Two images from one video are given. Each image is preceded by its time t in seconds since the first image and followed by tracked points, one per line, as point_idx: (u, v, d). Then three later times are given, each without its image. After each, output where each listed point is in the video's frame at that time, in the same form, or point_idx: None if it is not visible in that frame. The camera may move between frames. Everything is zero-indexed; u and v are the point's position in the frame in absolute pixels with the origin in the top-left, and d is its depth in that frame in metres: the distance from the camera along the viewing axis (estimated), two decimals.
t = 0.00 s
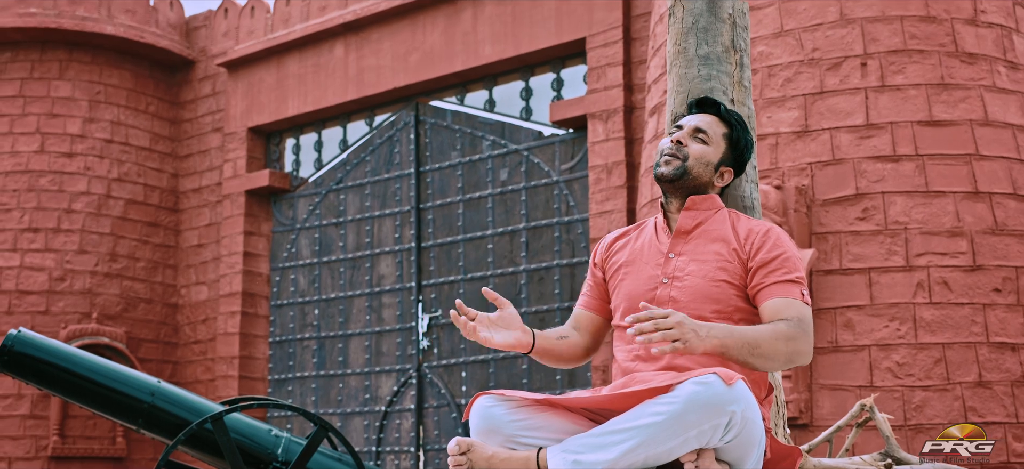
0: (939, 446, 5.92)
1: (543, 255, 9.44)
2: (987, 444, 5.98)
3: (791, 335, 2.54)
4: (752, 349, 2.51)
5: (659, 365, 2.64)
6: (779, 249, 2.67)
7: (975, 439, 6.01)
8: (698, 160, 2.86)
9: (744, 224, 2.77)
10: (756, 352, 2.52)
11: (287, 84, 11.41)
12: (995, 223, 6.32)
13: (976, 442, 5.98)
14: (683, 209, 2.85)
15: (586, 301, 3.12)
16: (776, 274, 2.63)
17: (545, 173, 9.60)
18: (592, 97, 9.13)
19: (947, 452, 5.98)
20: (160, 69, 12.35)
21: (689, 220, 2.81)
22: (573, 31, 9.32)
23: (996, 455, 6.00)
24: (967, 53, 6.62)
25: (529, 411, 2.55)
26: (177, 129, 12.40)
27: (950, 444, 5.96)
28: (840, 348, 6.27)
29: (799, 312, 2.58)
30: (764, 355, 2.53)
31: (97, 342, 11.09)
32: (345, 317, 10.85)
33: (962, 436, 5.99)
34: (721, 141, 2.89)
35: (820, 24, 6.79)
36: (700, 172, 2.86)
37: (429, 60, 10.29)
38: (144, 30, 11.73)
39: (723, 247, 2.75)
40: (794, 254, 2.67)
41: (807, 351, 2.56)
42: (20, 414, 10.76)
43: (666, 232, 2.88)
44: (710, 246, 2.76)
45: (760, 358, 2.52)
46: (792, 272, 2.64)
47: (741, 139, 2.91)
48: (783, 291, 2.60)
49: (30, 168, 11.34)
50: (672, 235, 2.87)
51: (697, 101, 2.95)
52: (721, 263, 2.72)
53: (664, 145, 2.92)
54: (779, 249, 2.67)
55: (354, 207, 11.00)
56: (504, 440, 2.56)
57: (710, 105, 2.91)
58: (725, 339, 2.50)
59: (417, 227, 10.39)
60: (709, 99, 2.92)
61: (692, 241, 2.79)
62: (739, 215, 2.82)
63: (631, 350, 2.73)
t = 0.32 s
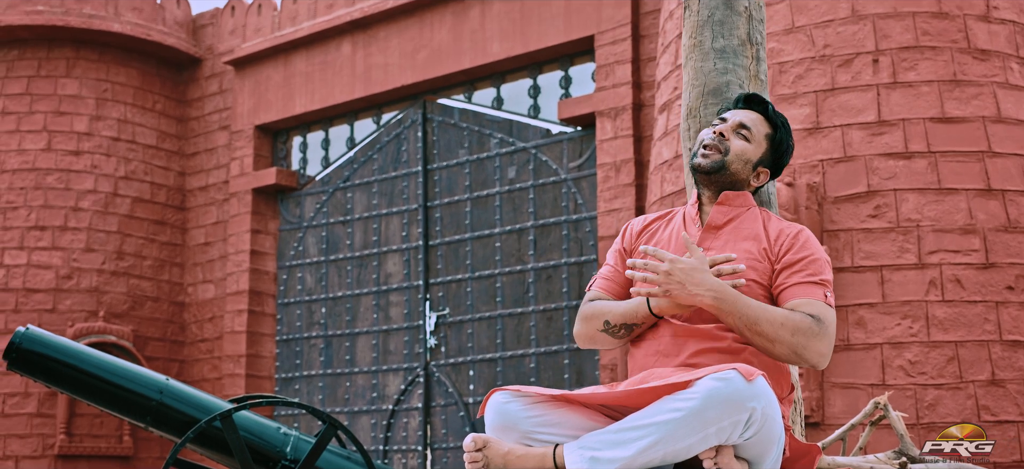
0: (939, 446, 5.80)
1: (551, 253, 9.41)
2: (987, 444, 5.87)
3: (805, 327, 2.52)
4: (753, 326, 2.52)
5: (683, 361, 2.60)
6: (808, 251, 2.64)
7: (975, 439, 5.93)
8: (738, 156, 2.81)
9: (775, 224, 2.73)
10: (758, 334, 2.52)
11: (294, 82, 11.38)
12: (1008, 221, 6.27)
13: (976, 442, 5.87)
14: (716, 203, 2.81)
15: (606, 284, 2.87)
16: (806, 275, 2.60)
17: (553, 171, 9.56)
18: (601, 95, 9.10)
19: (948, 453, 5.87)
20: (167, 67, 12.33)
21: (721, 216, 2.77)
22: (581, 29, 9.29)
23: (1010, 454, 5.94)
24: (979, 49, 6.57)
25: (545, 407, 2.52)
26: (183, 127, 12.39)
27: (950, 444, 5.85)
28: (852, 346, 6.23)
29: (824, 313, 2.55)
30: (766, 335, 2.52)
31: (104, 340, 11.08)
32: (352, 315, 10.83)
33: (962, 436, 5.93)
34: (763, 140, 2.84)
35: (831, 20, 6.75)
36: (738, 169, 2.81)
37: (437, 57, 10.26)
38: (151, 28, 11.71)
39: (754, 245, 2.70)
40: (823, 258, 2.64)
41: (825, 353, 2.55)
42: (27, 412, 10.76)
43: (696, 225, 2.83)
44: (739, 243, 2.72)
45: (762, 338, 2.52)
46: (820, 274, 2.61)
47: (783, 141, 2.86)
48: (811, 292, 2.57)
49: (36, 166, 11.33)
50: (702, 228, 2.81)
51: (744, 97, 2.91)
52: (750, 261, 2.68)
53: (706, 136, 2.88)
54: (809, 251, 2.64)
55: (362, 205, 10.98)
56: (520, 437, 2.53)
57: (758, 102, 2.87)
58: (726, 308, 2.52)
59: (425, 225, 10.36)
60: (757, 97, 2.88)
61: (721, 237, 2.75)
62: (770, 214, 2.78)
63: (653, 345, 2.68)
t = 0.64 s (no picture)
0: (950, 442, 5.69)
1: (558, 253, 9.39)
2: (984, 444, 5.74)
3: (825, 325, 2.50)
4: (771, 320, 2.51)
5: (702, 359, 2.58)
6: (832, 251, 2.62)
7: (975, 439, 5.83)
8: (769, 156, 2.79)
9: (799, 223, 2.71)
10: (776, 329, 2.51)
11: (300, 81, 11.37)
12: (1020, 220, 6.23)
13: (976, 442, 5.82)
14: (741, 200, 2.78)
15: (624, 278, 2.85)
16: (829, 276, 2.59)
17: (560, 170, 9.55)
18: (609, 93, 9.08)
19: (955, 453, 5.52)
20: (173, 66, 12.32)
21: (744, 214, 2.75)
22: (589, 28, 9.27)
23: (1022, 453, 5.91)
24: (991, 47, 6.54)
25: (564, 406, 2.50)
26: (190, 126, 12.38)
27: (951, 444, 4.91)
28: (864, 345, 6.21)
29: (848, 313, 2.53)
30: (787, 330, 2.50)
31: (110, 340, 11.08)
32: (359, 314, 10.80)
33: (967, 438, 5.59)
34: (793, 142, 2.82)
35: (842, 18, 6.73)
36: (768, 170, 2.79)
37: (444, 56, 10.25)
38: (157, 27, 11.70)
39: (777, 244, 2.68)
40: (847, 258, 2.62)
41: (846, 354, 2.52)
42: (34, 412, 10.76)
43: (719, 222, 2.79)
44: (763, 242, 2.69)
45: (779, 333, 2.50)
46: (844, 275, 2.60)
47: (812, 145, 2.84)
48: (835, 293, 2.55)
49: (43, 166, 11.34)
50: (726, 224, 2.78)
51: (775, 96, 2.88)
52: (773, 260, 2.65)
53: (736, 132, 2.85)
54: (833, 252, 2.62)
55: (368, 204, 10.95)
56: (539, 435, 2.51)
57: (790, 103, 2.84)
58: (742, 298, 2.53)
59: (431, 224, 10.34)
60: (790, 98, 2.85)
61: (745, 235, 2.73)
62: (794, 214, 2.76)
63: (673, 342, 2.66)
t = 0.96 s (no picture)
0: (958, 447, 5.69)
1: (563, 252, 9.39)
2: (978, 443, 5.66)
3: (844, 325, 2.50)
4: (792, 319, 2.51)
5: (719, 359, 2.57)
6: (851, 252, 2.62)
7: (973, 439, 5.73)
8: (795, 161, 2.77)
9: (817, 224, 2.71)
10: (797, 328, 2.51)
11: (305, 81, 11.37)
12: None
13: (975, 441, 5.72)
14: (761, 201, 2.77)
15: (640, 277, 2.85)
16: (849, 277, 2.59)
17: (566, 170, 9.54)
18: (614, 93, 9.07)
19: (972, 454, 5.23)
20: (177, 66, 12.32)
21: (763, 214, 2.73)
22: (594, 27, 9.26)
23: None
24: (1000, 46, 6.52)
25: (580, 405, 2.50)
26: (194, 126, 12.38)
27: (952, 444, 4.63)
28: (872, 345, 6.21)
29: (866, 315, 2.53)
30: (806, 330, 2.51)
31: (115, 339, 11.08)
32: (363, 314, 10.80)
33: (962, 436, 5.71)
34: (817, 146, 2.81)
35: (850, 18, 6.71)
36: (792, 174, 2.77)
37: (449, 56, 10.24)
38: (162, 27, 11.70)
39: (796, 244, 2.67)
40: (865, 260, 2.62)
41: (865, 355, 2.52)
42: (38, 411, 10.76)
43: (737, 220, 2.78)
44: (782, 241, 2.68)
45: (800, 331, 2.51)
46: (863, 276, 2.60)
47: (834, 149, 2.84)
48: (854, 295, 2.56)
49: (47, 165, 11.34)
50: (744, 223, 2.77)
51: (800, 96, 2.86)
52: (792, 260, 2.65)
53: (761, 132, 2.82)
54: (852, 253, 2.62)
55: (373, 204, 10.95)
56: (555, 434, 2.51)
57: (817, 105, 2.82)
58: (763, 297, 2.53)
59: (436, 224, 10.33)
60: (815, 100, 2.84)
61: (763, 234, 2.72)
62: (812, 214, 2.76)
63: (690, 341, 2.65)
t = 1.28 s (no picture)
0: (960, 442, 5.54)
1: (568, 252, 9.39)
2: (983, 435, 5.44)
3: (886, 330, 2.52)
4: (836, 325, 2.51)
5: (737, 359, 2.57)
6: (873, 256, 2.63)
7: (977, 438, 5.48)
8: (808, 160, 2.75)
9: (837, 226, 2.71)
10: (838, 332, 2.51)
11: (309, 80, 11.37)
12: None
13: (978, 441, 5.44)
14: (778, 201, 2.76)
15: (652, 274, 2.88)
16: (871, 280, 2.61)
17: (570, 170, 9.54)
18: (619, 93, 9.07)
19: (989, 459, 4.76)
20: (181, 65, 12.32)
21: (781, 215, 2.73)
22: (599, 27, 9.26)
23: None
24: (1007, 47, 6.53)
25: (595, 405, 2.50)
26: (198, 125, 12.38)
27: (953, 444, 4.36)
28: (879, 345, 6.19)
29: (902, 318, 2.56)
30: (851, 336, 2.51)
31: (118, 338, 11.08)
32: (367, 314, 10.80)
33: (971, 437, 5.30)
34: (831, 143, 2.79)
35: (856, 18, 6.72)
36: (806, 173, 2.76)
37: (454, 56, 10.24)
38: (166, 26, 11.71)
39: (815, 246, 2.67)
40: (886, 262, 2.63)
41: (902, 357, 2.55)
42: (41, 410, 10.76)
43: (753, 220, 2.77)
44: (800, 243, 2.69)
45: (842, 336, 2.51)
46: (886, 278, 2.61)
47: (849, 145, 2.81)
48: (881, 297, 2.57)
49: (51, 164, 11.35)
50: (760, 223, 2.76)
51: (811, 93, 2.83)
52: (812, 262, 2.65)
53: (775, 134, 2.80)
54: (872, 256, 2.64)
55: (377, 204, 10.95)
56: (570, 434, 2.51)
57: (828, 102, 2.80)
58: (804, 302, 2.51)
59: (440, 224, 10.33)
60: (826, 97, 2.81)
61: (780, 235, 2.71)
62: (829, 217, 2.76)
63: (706, 341, 2.65)
